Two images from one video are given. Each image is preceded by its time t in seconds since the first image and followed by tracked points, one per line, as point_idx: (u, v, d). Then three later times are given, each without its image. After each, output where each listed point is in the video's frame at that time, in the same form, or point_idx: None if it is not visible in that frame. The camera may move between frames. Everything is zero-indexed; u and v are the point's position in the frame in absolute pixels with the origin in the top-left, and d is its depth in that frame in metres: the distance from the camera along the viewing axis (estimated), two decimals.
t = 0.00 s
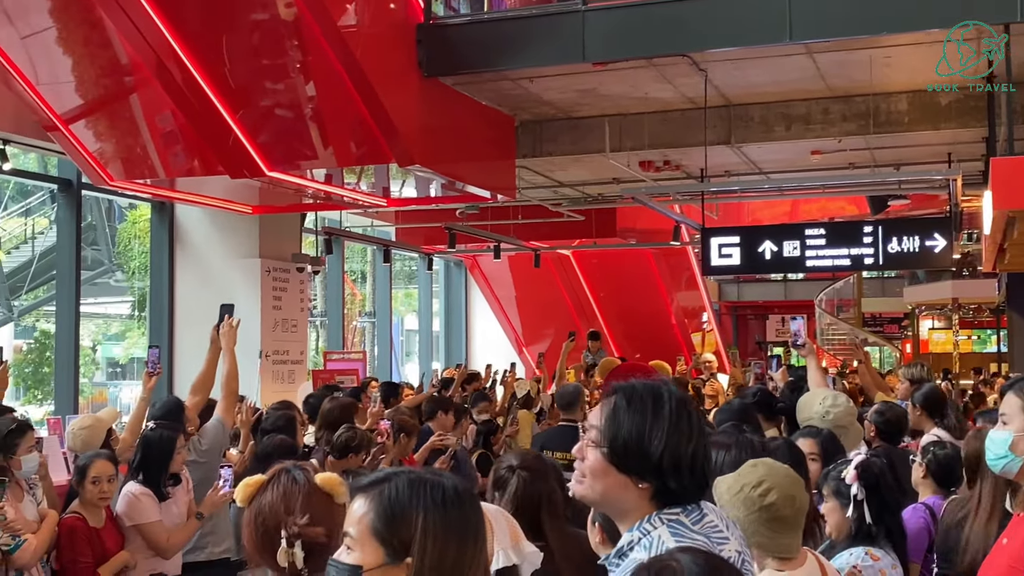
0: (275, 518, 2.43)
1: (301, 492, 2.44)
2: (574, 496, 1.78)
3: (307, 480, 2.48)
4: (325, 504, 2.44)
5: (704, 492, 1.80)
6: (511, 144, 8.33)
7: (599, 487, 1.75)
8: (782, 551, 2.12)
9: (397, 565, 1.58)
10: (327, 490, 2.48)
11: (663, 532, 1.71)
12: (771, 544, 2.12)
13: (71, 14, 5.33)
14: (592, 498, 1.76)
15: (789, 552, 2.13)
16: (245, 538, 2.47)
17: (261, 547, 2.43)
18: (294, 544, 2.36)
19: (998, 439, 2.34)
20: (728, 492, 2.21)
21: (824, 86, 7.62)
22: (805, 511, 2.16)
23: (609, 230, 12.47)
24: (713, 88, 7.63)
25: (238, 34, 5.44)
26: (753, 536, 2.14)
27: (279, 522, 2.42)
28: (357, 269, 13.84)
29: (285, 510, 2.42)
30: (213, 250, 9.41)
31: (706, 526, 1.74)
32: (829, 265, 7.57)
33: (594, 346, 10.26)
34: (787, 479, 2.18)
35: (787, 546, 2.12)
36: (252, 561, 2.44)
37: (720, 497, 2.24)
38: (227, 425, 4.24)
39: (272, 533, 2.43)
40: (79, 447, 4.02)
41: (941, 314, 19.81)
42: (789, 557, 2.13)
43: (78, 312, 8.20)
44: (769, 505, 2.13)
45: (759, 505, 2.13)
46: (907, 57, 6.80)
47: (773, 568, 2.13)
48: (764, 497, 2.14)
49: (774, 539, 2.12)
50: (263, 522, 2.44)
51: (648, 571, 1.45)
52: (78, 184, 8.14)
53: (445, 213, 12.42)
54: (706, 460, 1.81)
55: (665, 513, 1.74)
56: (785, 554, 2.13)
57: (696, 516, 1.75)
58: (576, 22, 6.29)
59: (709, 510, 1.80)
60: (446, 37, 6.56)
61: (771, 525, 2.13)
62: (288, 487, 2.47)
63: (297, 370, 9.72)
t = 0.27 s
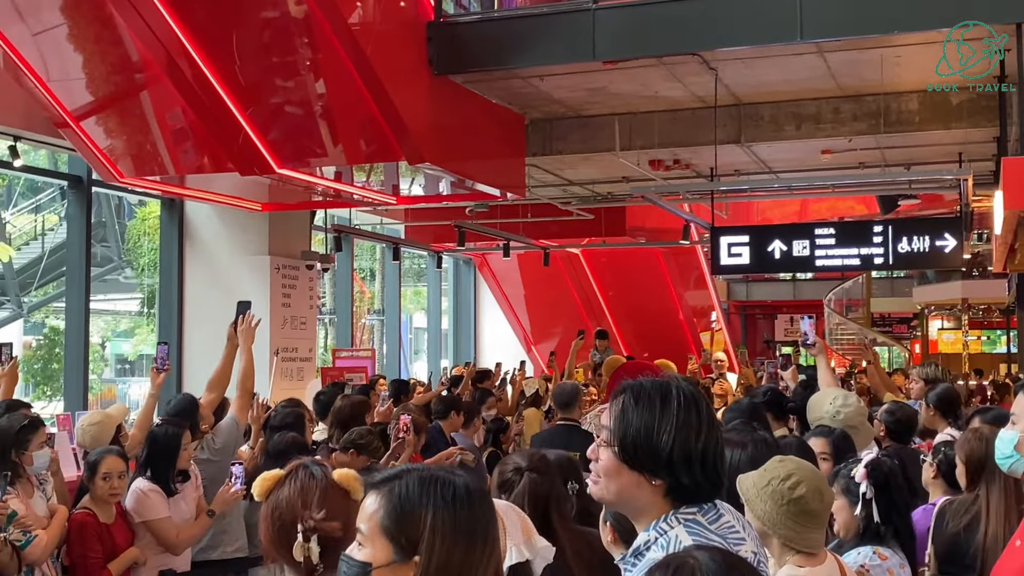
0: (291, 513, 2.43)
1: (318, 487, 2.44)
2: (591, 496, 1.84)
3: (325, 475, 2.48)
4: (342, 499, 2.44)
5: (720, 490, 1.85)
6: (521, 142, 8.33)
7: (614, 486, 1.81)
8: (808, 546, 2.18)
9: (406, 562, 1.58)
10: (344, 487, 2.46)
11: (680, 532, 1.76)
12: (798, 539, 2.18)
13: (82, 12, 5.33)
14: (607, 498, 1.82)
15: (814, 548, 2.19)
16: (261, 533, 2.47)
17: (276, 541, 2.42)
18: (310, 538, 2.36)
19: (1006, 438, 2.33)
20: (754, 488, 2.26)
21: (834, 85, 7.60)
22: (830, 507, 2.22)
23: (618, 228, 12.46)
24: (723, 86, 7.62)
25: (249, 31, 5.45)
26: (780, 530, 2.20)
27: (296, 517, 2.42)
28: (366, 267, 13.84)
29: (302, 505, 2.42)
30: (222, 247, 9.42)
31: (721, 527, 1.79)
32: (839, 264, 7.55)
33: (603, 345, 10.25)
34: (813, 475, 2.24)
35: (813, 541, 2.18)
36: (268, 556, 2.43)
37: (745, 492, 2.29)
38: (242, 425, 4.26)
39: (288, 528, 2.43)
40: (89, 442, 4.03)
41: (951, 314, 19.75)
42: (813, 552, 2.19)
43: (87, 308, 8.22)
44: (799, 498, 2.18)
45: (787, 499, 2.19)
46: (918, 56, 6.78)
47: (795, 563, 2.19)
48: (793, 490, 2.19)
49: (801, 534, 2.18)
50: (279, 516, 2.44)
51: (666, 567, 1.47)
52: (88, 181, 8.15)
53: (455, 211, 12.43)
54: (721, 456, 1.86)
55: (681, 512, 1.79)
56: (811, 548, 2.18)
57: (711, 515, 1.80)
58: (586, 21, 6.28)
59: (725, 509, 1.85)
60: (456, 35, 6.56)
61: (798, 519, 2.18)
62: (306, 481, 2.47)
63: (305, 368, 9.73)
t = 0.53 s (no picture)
0: (303, 508, 2.44)
1: (330, 483, 2.45)
2: (602, 490, 1.90)
3: (337, 471, 2.49)
4: (352, 496, 2.45)
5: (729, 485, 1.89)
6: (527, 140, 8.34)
7: (624, 479, 1.87)
8: (825, 542, 2.17)
9: (410, 558, 1.58)
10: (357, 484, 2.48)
11: (688, 526, 1.81)
12: (816, 535, 2.17)
13: (89, 9, 5.34)
14: (617, 491, 1.88)
15: (830, 545, 2.18)
16: (273, 525, 2.49)
17: (287, 536, 2.44)
18: (321, 532, 2.37)
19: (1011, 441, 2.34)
20: (772, 485, 2.26)
21: (841, 84, 7.58)
22: (848, 508, 2.23)
23: (624, 227, 12.46)
24: (729, 85, 7.62)
25: (255, 29, 5.45)
26: (798, 525, 2.19)
27: (307, 511, 2.43)
28: (371, 265, 13.85)
29: (313, 500, 2.43)
30: (228, 244, 9.43)
31: (729, 520, 1.84)
32: (845, 264, 7.54)
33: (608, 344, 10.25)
34: (833, 475, 2.25)
35: (830, 538, 2.17)
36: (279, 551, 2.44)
37: (762, 489, 2.29)
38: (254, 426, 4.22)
39: (298, 522, 2.44)
40: (94, 438, 4.04)
41: (957, 314, 19.72)
42: (828, 550, 2.18)
43: (93, 305, 8.23)
44: (818, 494, 2.20)
45: (807, 495, 2.20)
46: (925, 55, 6.77)
47: (809, 559, 2.18)
48: (813, 487, 2.20)
49: (819, 530, 2.17)
50: (291, 510, 2.45)
51: (671, 564, 1.47)
52: (94, 178, 8.16)
53: (460, 209, 12.44)
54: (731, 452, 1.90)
55: (688, 507, 1.84)
56: (826, 545, 2.18)
57: (720, 511, 1.85)
58: (593, 19, 6.28)
59: (734, 505, 1.90)
60: (462, 33, 6.57)
61: (817, 514, 2.18)
62: (318, 477, 2.48)
63: (311, 365, 9.74)
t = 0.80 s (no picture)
0: (302, 506, 2.44)
1: (330, 482, 2.45)
2: (606, 480, 1.92)
3: (337, 470, 2.50)
4: (352, 494, 2.46)
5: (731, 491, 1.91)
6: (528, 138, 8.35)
7: (629, 473, 1.88)
8: (829, 543, 2.16)
9: (404, 553, 1.59)
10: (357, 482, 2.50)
11: (681, 524, 1.81)
12: (820, 536, 2.17)
13: (90, 7, 5.35)
14: (620, 483, 1.90)
15: (834, 547, 2.17)
16: (273, 523, 2.49)
17: (287, 534, 2.44)
18: (320, 530, 2.37)
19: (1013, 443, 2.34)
20: (779, 486, 2.27)
21: (841, 84, 7.59)
22: (854, 513, 2.23)
23: (624, 226, 12.46)
24: (730, 84, 7.62)
25: (256, 27, 5.45)
26: (803, 525, 2.19)
27: (306, 509, 2.43)
28: (372, 263, 13.86)
29: (313, 498, 2.44)
30: (229, 242, 9.45)
31: (724, 523, 1.86)
32: (844, 263, 7.54)
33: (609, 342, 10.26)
34: (842, 479, 2.26)
35: (834, 540, 2.17)
36: (277, 549, 2.45)
37: (769, 490, 2.30)
38: (263, 425, 4.17)
39: (298, 520, 2.44)
40: (93, 435, 4.04)
41: (958, 314, 19.73)
42: (831, 551, 2.17)
43: (94, 303, 8.24)
44: (827, 496, 2.20)
45: (814, 497, 2.20)
46: (925, 55, 6.77)
47: (811, 559, 2.18)
48: (821, 489, 2.21)
49: (824, 531, 2.17)
50: (291, 508, 2.45)
51: (665, 563, 1.50)
52: (95, 175, 8.16)
53: (461, 207, 12.45)
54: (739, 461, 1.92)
55: (687, 507, 1.85)
56: (830, 547, 2.17)
57: (717, 513, 1.87)
58: (593, 18, 6.28)
59: (731, 508, 1.92)
60: (463, 32, 6.58)
61: (823, 516, 2.18)
62: (318, 475, 2.48)
63: (311, 363, 9.75)
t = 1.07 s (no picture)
0: (305, 505, 2.44)
1: (333, 481, 2.45)
2: (605, 479, 1.93)
3: (340, 470, 2.51)
4: (354, 494, 2.46)
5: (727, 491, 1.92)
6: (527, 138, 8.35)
7: (626, 472, 1.89)
8: (830, 545, 2.17)
9: (396, 551, 1.60)
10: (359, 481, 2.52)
11: (678, 524, 1.82)
12: (822, 538, 2.17)
13: (90, 7, 5.35)
14: (618, 482, 1.90)
15: (835, 549, 2.19)
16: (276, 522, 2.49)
17: (289, 532, 2.44)
18: (322, 529, 2.37)
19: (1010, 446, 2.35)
20: (780, 487, 2.27)
21: (840, 84, 7.59)
22: (855, 514, 2.24)
23: (624, 225, 12.46)
24: (729, 84, 7.63)
25: (255, 27, 5.45)
26: (805, 527, 2.19)
27: (308, 508, 2.44)
28: (372, 263, 13.87)
29: (316, 497, 2.44)
30: (228, 241, 9.45)
31: (721, 524, 1.87)
32: (844, 263, 7.55)
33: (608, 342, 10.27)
34: (843, 480, 2.26)
35: (835, 542, 2.18)
36: (280, 547, 2.44)
37: (770, 491, 2.30)
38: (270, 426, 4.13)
39: (300, 518, 2.44)
40: (93, 431, 4.04)
41: (958, 313, 19.73)
42: (832, 552, 2.18)
43: (94, 302, 8.25)
44: (828, 498, 2.20)
45: (815, 498, 2.20)
46: (925, 55, 6.78)
47: (813, 560, 2.18)
48: (822, 490, 2.21)
49: (826, 533, 2.17)
50: (293, 507, 2.45)
51: (676, 556, 1.55)
52: (95, 175, 8.17)
53: (461, 207, 12.45)
54: (735, 458, 1.93)
55: (683, 506, 1.86)
56: (831, 548, 2.18)
57: (713, 512, 1.88)
58: (593, 18, 6.29)
59: (728, 508, 1.93)
60: (463, 32, 6.58)
61: (825, 518, 2.18)
62: (321, 475, 2.49)
63: (311, 363, 9.76)
